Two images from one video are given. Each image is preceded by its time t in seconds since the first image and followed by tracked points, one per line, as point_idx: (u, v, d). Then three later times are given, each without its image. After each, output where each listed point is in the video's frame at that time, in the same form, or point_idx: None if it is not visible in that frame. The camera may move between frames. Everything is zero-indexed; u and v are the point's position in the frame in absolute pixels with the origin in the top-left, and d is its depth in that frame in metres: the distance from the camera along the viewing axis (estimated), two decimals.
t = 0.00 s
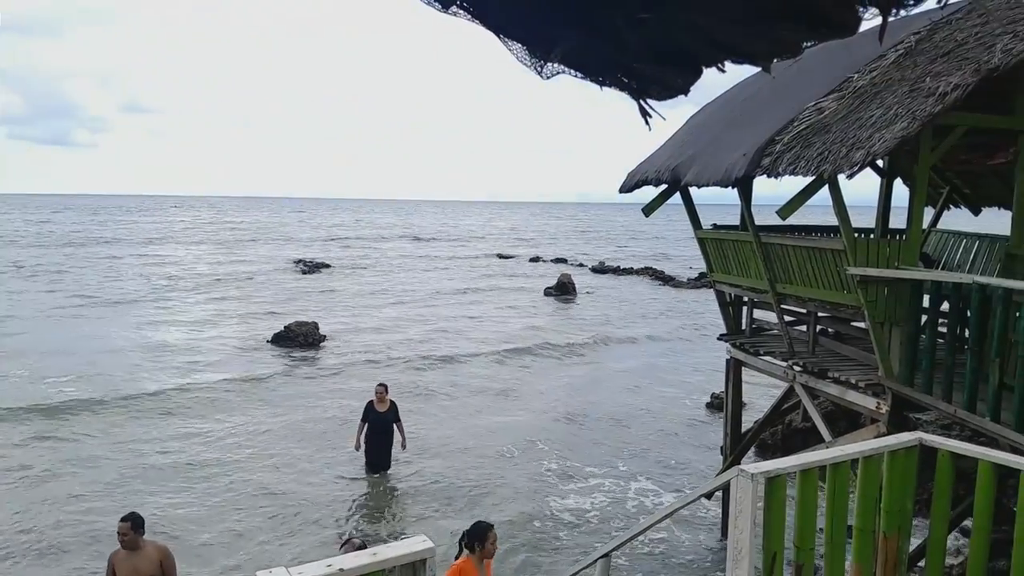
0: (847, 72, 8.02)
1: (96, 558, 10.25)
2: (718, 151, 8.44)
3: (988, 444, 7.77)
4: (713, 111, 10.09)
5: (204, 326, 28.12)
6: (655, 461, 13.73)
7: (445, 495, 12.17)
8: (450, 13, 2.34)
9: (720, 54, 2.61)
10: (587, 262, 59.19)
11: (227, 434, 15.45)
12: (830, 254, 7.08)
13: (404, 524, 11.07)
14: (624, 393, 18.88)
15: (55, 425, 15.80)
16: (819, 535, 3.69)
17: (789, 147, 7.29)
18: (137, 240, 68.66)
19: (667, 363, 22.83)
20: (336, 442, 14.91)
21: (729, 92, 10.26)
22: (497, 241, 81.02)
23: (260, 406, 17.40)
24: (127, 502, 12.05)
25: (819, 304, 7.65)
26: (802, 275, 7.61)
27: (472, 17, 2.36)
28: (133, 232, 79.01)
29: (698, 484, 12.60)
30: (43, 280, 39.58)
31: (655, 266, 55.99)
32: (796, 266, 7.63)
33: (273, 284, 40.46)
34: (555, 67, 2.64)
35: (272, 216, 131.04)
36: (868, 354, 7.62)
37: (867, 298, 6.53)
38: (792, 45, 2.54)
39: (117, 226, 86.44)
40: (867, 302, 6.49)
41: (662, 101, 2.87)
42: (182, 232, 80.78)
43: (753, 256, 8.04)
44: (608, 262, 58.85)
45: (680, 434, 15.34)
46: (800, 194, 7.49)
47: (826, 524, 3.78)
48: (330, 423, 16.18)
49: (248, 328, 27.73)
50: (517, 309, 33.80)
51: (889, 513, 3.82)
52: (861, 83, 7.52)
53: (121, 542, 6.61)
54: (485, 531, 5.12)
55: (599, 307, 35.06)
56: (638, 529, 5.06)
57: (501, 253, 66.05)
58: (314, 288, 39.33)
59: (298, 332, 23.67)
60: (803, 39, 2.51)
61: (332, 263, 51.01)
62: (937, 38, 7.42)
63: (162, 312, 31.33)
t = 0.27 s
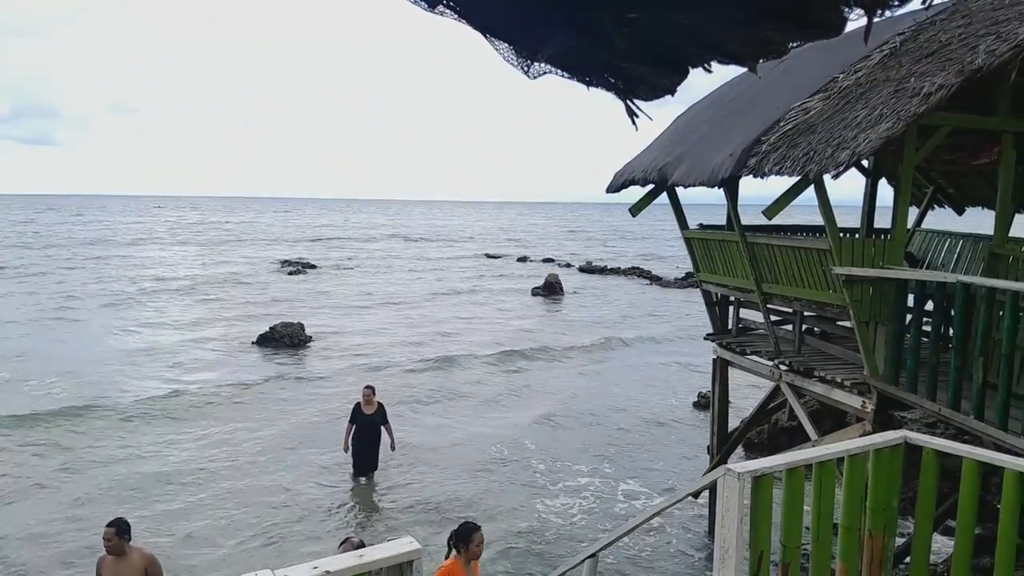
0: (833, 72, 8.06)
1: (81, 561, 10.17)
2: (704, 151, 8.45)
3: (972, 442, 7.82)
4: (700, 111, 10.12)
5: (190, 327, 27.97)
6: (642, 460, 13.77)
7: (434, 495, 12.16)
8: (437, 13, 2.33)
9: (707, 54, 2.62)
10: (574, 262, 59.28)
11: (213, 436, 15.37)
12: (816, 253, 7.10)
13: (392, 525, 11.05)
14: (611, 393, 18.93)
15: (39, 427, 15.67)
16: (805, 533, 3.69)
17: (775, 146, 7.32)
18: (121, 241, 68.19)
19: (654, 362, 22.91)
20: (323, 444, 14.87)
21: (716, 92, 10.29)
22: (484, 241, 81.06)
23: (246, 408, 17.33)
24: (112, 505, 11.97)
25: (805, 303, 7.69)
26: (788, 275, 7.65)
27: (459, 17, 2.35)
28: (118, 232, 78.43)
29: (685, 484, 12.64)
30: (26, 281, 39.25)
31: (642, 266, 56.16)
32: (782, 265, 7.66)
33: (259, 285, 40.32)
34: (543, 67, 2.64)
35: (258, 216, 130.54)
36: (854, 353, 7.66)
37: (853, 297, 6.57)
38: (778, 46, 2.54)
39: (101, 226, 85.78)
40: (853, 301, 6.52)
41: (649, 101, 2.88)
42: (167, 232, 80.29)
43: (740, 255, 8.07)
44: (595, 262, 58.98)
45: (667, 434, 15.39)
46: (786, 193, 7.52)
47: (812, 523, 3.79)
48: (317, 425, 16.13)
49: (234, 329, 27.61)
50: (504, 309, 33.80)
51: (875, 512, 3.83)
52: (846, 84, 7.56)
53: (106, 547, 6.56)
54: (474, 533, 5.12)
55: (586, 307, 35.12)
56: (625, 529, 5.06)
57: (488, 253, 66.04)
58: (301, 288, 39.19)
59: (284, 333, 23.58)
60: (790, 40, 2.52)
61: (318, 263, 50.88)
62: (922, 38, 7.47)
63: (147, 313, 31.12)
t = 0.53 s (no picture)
0: (821, 73, 8.10)
1: (68, 564, 10.09)
2: (693, 152, 8.47)
3: (959, 441, 7.87)
4: (688, 112, 10.15)
5: (178, 328, 27.84)
6: (632, 461, 13.79)
7: (423, 496, 12.14)
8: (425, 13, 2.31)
9: (696, 55, 2.62)
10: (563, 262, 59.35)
11: (201, 437, 15.29)
12: (804, 254, 7.13)
13: (382, 526, 11.02)
14: (599, 393, 18.96)
15: (25, 428, 15.55)
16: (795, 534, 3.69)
17: (763, 147, 7.34)
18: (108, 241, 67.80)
19: (642, 362, 22.97)
20: (312, 445, 14.83)
21: (705, 93, 10.33)
22: (473, 241, 81.06)
23: (234, 409, 17.26)
24: (100, 507, 11.89)
25: (793, 303, 7.71)
26: (776, 275, 7.67)
27: (448, 17, 2.33)
28: (105, 233, 77.95)
29: (675, 484, 12.66)
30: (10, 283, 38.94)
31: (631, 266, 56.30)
32: (771, 266, 7.68)
33: (247, 286, 40.15)
34: (531, 68, 2.64)
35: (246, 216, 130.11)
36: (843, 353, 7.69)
37: (841, 297, 6.59)
38: (766, 47, 2.54)
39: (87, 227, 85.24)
40: (841, 301, 6.54)
41: (638, 102, 2.88)
42: (155, 233, 79.88)
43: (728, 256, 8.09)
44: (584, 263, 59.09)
45: (656, 434, 15.42)
46: (774, 194, 7.54)
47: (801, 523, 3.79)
48: (305, 426, 16.08)
49: (222, 330, 27.49)
50: (493, 310, 33.81)
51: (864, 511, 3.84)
52: (834, 85, 7.59)
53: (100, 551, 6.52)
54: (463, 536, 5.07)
55: (575, 307, 35.17)
56: (615, 529, 5.05)
57: (477, 253, 66.03)
58: (290, 289, 39.08)
59: (272, 334, 23.50)
60: (779, 40, 2.51)
61: (307, 264, 50.73)
62: (908, 40, 7.52)
63: (134, 314, 30.96)
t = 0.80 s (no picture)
0: (811, 74, 8.12)
1: (57, 565, 10.02)
2: (684, 152, 8.48)
3: (949, 440, 7.89)
4: (680, 112, 10.16)
5: (168, 329, 27.72)
6: (624, 461, 13.80)
7: (415, 497, 12.13)
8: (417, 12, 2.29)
9: (688, 55, 2.61)
10: (554, 262, 59.44)
11: (191, 439, 15.23)
12: (795, 254, 7.14)
13: (374, 528, 10.99)
14: (591, 393, 18.98)
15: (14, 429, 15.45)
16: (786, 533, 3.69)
17: (755, 147, 7.35)
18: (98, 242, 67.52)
19: (633, 362, 23.02)
20: (303, 446, 14.77)
21: (695, 93, 10.34)
22: (465, 241, 81.04)
23: (224, 410, 17.18)
24: (90, 509, 11.81)
25: (784, 303, 7.73)
26: (767, 275, 7.68)
27: (438, 17, 2.30)
28: (94, 234, 77.54)
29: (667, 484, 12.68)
30: None
31: (622, 266, 56.40)
32: (762, 265, 7.69)
33: (238, 286, 40.03)
34: (523, 68, 2.64)
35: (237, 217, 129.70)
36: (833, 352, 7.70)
37: (831, 297, 6.61)
38: (757, 46, 2.53)
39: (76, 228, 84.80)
40: (831, 301, 6.56)
41: (630, 101, 2.88)
42: (145, 233, 79.55)
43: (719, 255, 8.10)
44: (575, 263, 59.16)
45: (648, 434, 15.43)
46: (765, 195, 7.55)
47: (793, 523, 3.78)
48: (296, 427, 16.02)
49: (212, 331, 27.38)
50: (485, 310, 33.80)
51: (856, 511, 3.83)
52: (824, 85, 7.61)
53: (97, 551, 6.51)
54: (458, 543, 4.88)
55: (567, 307, 35.21)
56: (607, 529, 5.04)
57: (468, 254, 66.02)
58: (281, 290, 38.98)
59: (263, 334, 23.43)
60: (771, 40, 2.51)
61: (298, 264, 50.59)
62: (899, 40, 7.54)
63: (124, 315, 30.81)
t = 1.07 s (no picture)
0: (806, 74, 8.13)
1: (51, 565, 9.98)
2: (679, 152, 8.49)
3: (943, 440, 7.90)
4: (675, 112, 10.17)
5: (163, 329, 27.63)
6: (620, 460, 13.81)
7: (411, 497, 12.11)
8: (412, 12, 2.28)
9: (685, 55, 2.61)
10: (551, 262, 59.41)
11: (187, 439, 15.19)
12: (790, 253, 7.15)
13: (369, 528, 10.97)
14: (587, 393, 18.97)
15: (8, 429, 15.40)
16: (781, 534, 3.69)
17: (750, 147, 7.36)
18: (92, 241, 67.28)
19: (630, 362, 23.02)
20: (298, 446, 14.73)
21: (691, 93, 10.36)
22: (461, 241, 81.03)
23: (220, 411, 17.14)
24: (84, 510, 11.78)
25: (779, 303, 7.74)
26: (763, 275, 7.69)
27: (433, 16, 2.30)
28: (89, 233, 77.29)
29: (663, 483, 12.69)
30: None
31: (619, 267, 56.40)
32: (758, 265, 7.70)
33: (233, 286, 39.95)
34: (519, 68, 2.63)
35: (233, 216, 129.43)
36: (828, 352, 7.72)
37: (827, 297, 6.61)
38: (752, 47, 2.53)
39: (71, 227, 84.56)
40: (826, 300, 6.56)
41: (625, 102, 2.89)
42: (140, 233, 79.36)
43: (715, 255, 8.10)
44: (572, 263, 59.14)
45: (644, 434, 15.44)
46: (761, 194, 7.56)
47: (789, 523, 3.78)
48: (292, 427, 15.99)
49: (207, 331, 27.32)
50: (481, 310, 33.76)
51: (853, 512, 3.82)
52: (820, 86, 7.62)
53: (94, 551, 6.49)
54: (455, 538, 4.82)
55: (563, 307, 35.19)
56: (603, 529, 5.04)
57: (464, 254, 65.97)
58: (277, 289, 38.91)
59: (259, 334, 23.39)
60: (766, 40, 2.51)
61: (293, 264, 50.53)
62: (894, 40, 7.56)
63: (119, 315, 30.71)
